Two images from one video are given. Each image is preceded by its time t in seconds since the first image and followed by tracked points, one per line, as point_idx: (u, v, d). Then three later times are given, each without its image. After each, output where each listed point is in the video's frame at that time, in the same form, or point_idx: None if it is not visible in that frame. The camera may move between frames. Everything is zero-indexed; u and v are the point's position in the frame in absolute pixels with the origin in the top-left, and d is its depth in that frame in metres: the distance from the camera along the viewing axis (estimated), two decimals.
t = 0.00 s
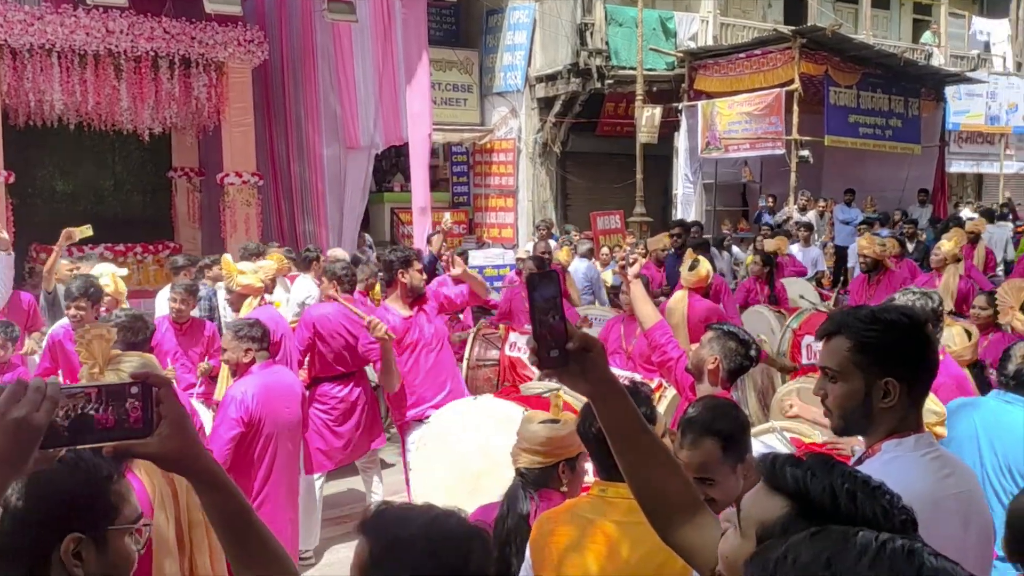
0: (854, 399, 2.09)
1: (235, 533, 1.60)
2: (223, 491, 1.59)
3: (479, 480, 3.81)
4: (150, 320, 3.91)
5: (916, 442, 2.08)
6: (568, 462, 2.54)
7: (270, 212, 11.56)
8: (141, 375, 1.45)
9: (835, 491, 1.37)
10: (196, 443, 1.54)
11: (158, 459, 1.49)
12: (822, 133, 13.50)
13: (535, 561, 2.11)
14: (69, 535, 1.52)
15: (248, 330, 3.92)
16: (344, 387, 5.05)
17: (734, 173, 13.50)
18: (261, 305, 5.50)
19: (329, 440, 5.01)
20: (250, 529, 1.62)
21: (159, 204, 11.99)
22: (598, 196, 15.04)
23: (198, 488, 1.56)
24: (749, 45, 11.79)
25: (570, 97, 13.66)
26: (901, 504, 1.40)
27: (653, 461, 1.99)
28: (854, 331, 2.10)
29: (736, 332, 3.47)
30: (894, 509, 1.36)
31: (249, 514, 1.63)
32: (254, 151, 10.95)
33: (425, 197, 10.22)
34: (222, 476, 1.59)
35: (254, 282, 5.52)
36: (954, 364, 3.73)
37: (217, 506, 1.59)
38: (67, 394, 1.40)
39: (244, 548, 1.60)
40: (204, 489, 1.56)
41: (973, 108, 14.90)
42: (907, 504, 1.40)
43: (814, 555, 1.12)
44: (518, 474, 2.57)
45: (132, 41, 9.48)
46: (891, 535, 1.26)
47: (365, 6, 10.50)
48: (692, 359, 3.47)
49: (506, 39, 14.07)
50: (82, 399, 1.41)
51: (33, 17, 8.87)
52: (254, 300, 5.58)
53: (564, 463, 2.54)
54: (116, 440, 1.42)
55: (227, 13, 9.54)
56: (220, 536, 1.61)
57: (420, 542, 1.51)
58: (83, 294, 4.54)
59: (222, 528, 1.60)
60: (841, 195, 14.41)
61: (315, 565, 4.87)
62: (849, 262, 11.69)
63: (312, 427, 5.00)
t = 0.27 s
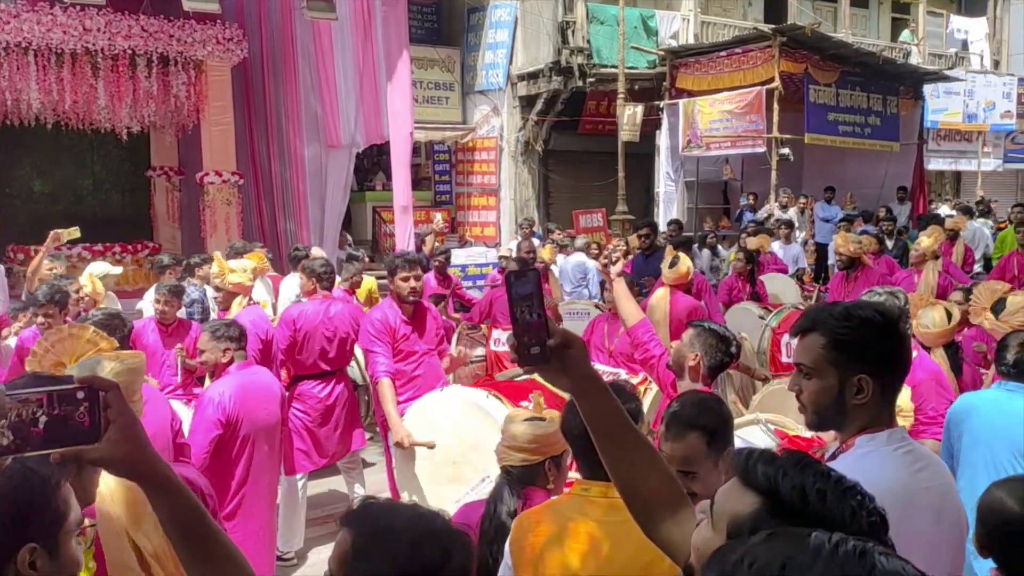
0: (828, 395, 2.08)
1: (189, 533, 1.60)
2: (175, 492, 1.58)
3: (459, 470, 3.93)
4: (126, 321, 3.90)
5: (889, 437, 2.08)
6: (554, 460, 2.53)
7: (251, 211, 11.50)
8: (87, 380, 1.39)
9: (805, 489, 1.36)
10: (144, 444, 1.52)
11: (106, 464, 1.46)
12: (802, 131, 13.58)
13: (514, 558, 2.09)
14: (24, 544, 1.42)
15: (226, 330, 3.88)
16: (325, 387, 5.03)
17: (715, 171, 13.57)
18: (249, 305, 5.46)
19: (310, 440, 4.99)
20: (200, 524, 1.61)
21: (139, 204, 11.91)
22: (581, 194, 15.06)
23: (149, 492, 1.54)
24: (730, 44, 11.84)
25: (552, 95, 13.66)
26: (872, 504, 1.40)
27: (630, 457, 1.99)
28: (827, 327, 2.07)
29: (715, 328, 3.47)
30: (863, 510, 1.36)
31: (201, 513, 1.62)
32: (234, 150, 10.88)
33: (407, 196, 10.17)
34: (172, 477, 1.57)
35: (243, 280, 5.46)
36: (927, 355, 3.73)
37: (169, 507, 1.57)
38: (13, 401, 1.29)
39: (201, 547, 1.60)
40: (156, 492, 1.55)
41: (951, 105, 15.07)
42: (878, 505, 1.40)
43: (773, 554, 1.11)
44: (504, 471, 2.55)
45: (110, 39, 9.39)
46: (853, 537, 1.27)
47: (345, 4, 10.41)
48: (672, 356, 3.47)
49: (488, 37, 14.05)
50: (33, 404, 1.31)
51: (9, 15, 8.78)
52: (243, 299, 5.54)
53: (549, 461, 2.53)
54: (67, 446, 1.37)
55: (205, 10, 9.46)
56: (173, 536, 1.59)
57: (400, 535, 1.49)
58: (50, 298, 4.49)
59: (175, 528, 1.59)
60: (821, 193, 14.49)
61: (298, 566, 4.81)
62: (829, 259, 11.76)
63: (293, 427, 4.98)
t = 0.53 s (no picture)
0: (811, 395, 2.08)
1: (150, 538, 1.62)
2: (135, 496, 1.60)
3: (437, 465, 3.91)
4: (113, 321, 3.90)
5: (872, 436, 2.08)
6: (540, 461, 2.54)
7: (240, 212, 11.47)
8: (45, 384, 1.45)
9: (782, 491, 1.37)
10: (106, 449, 1.56)
11: (65, 469, 1.50)
12: (791, 131, 13.63)
13: (492, 552, 2.06)
14: None
15: (208, 332, 3.91)
16: (314, 387, 5.02)
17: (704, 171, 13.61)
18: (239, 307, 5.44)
19: (299, 441, 4.98)
20: (164, 532, 1.64)
21: (127, 204, 11.86)
22: (570, 194, 15.07)
23: (110, 495, 1.56)
24: (719, 44, 11.87)
25: (541, 95, 13.67)
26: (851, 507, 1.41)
27: (615, 456, 2.03)
28: (809, 328, 2.08)
29: (699, 325, 3.49)
30: (840, 514, 1.37)
31: (163, 518, 1.65)
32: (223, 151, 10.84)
33: (396, 197, 10.10)
34: (135, 482, 1.60)
35: (234, 281, 5.44)
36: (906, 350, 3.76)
37: (128, 511, 1.59)
38: None
39: (163, 553, 1.63)
40: (117, 496, 1.57)
41: (937, 105, 15.20)
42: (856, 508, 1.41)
43: (746, 552, 1.12)
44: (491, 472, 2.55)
45: (97, 39, 9.33)
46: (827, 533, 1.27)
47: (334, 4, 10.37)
48: (656, 354, 3.48)
49: (477, 37, 14.05)
50: None
51: None
52: (234, 301, 5.52)
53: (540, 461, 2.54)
54: (25, 451, 1.41)
55: (193, 10, 9.42)
56: (131, 541, 1.62)
57: (379, 541, 1.48)
58: (38, 296, 4.46)
59: (133, 531, 1.61)
60: (810, 192, 14.56)
61: (287, 567, 4.81)
62: (817, 259, 11.80)
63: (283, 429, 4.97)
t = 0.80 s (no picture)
0: (803, 394, 2.08)
1: (121, 543, 1.53)
2: (105, 500, 1.51)
3: (416, 475, 3.87)
4: (105, 320, 3.89)
5: (864, 434, 2.08)
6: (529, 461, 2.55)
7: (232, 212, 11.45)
8: (8, 392, 1.40)
9: (772, 487, 1.37)
10: (73, 453, 1.47)
11: (31, 475, 1.43)
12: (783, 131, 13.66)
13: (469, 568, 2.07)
14: None
15: (196, 332, 3.93)
16: (307, 387, 5.01)
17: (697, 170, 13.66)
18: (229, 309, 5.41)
19: (292, 441, 4.96)
20: (135, 539, 1.54)
21: (119, 203, 11.83)
22: (565, 195, 15.08)
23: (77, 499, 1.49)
24: (712, 44, 11.89)
25: (535, 95, 13.67)
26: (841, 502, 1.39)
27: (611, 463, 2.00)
28: (802, 327, 2.07)
29: (690, 323, 3.50)
30: (830, 510, 1.35)
31: (133, 522, 1.55)
32: (215, 151, 10.82)
33: (390, 196, 10.04)
34: (102, 486, 1.51)
35: (223, 283, 5.42)
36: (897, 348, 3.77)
37: (96, 516, 1.51)
38: None
39: (137, 560, 1.54)
40: (84, 500, 1.49)
41: (930, 105, 15.28)
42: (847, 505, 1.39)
43: (733, 549, 1.10)
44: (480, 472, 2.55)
45: (89, 39, 9.30)
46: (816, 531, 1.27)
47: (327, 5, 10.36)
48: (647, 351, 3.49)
49: (470, 37, 14.04)
50: None
51: None
52: (224, 302, 5.50)
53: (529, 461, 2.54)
54: None
55: (184, 10, 9.39)
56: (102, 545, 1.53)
57: (357, 541, 1.48)
58: (41, 289, 4.45)
59: (103, 536, 1.53)
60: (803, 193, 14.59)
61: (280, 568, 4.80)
62: (810, 259, 11.83)
63: (276, 429, 4.94)
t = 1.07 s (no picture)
0: (800, 394, 2.07)
1: (104, 547, 1.51)
2: (85, 502, 1.50)
3: (412, 480, 3.91)
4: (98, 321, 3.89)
5: (861, 434, 2.07)
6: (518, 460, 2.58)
7: (229, 213, 11.43)
8: None
9: (766, 488, 1.35)
10: (50, 456, 1.48)
11: (10, 478, 1.43)
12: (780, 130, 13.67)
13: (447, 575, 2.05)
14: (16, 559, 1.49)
15: (194, 331, 3.90)
16: (303, 386, 4.99)
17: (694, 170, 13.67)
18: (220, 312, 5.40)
19: (287, 441, 4.94)
20: (119, 543, 1.53)
21: (115, 203, 11.81)
22: (562, 195, 15.07)
23: (56, 502, 1.47)
24: (708, 44, 11.89)
25: (532, 95, 13.65)
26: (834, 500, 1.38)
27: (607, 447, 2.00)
28: (798, 327, 2.07)
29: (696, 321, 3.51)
30: (821, 509, 1.34)
31: (114, 525, 1.54)
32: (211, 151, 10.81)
33: (387, 195, 9.89)
34: (81, 488, 1.51)
35: (215, 285, 5.40)
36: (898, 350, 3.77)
37: (76, 518, 1.49)
38: None
39: (121, 564, 1.52)
40: (64, 503, 1.47)
41: (926, 105, 15.28)
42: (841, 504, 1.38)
43: (724, 552, 1.08)
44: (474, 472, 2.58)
45: (85, 38, 9.28)
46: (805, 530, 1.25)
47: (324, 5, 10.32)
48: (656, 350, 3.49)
49: (467, 37, 14.01)
50: None
51: None
52: (216, 305, 5.49)
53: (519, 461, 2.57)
54: None
55: (181, 9, 9.37)
56: (84, 548, 1.51)
57: (337, 541, 1.49)
58: (46, 288, 4.46)
59: (84, 539, 1.50)
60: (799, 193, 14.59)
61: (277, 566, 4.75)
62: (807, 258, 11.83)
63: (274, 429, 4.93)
